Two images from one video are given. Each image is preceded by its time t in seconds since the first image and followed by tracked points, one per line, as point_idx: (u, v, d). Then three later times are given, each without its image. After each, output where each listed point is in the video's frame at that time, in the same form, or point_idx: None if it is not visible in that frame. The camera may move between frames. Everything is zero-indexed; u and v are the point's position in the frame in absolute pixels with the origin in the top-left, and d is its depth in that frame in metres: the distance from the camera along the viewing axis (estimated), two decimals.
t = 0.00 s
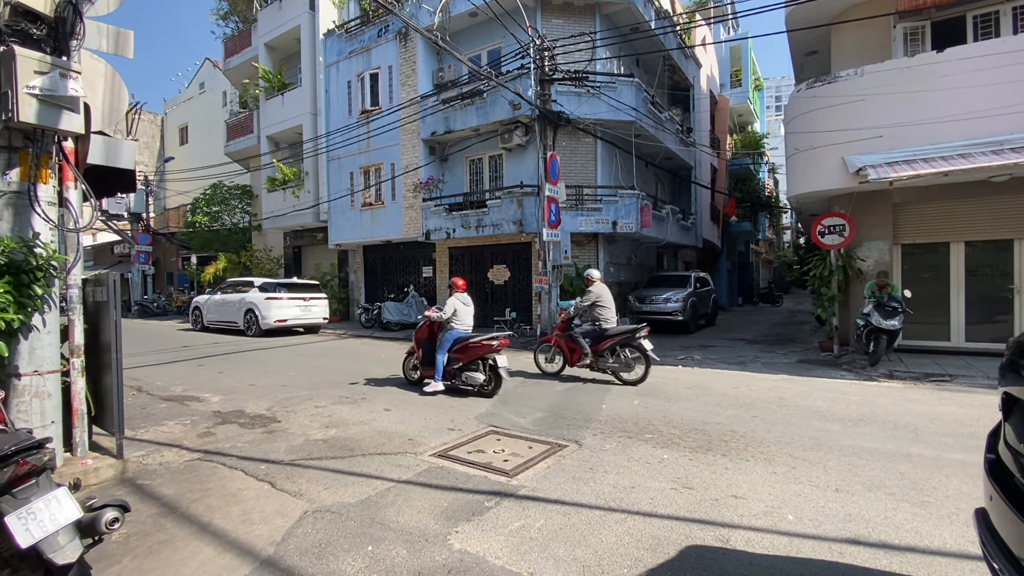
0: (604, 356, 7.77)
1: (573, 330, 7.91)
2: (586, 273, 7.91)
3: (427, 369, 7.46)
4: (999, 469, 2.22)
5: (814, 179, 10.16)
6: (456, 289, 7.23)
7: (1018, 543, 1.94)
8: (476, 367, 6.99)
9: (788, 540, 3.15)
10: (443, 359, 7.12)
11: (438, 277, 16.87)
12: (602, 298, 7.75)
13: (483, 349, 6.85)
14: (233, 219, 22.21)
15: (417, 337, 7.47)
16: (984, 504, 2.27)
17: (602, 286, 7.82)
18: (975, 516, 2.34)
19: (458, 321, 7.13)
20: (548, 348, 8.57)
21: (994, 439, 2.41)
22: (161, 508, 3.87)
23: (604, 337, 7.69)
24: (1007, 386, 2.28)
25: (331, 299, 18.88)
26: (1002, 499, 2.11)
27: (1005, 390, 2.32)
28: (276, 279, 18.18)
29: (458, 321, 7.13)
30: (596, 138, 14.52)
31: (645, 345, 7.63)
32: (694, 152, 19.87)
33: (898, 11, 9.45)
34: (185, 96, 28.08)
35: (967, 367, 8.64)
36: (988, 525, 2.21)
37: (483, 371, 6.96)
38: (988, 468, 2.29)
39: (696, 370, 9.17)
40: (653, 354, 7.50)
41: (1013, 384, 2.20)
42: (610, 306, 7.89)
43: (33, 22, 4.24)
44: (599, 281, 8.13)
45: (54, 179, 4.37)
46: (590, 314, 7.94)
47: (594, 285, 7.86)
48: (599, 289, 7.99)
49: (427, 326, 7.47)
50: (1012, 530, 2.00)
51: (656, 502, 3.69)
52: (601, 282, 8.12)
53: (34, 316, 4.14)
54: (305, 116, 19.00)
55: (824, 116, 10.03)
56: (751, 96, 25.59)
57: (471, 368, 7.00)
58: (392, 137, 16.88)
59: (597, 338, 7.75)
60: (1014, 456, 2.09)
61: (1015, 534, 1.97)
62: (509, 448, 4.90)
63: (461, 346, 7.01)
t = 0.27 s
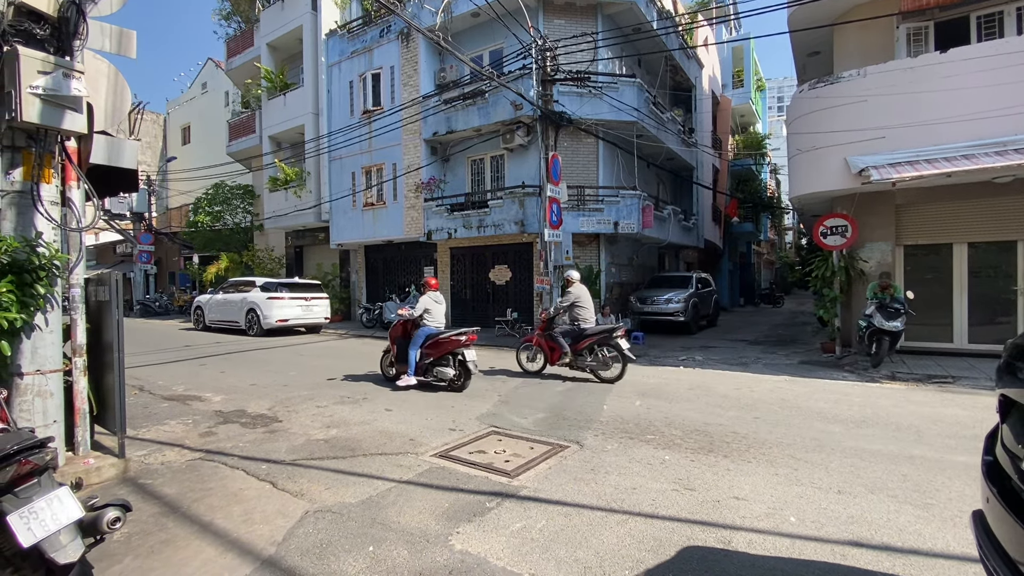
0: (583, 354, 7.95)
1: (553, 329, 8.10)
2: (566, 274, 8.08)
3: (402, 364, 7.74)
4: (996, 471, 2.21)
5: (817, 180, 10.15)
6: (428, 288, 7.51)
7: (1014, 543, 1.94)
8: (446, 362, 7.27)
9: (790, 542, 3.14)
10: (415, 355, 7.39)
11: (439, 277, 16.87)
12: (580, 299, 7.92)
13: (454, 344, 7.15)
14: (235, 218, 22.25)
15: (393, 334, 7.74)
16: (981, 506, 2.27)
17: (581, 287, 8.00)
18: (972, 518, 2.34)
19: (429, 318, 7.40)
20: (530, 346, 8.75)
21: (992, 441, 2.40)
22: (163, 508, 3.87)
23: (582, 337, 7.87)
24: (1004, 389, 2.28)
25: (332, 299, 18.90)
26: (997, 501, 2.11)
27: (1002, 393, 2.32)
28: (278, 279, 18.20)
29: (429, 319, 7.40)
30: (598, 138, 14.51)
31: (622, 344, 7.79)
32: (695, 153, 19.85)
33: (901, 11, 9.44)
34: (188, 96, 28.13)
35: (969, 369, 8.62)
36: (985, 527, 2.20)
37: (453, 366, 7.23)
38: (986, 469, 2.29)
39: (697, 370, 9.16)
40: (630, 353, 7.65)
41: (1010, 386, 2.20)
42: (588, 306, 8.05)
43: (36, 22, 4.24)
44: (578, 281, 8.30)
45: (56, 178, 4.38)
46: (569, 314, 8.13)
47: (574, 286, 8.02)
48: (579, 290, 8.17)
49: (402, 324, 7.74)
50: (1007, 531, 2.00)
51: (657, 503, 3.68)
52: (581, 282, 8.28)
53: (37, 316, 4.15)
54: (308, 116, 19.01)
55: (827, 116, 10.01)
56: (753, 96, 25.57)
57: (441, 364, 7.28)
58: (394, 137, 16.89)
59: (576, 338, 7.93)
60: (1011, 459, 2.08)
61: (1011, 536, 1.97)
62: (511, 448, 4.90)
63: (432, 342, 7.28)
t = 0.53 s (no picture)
0: (573, 354, 8.08)
1: (544, 329, 8.23)
2: (555, 275, 8.22)
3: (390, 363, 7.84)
4: (994, 472, 2.21)
5: (818, 180, 10.14)
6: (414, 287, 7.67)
7: (1012, 544, 1.94)
8: (432, 360, 7.40)
9: (790, 543, 3.14)
10: (401, 353, 7.48)
11: (440, 277, 16.87)
12: (570, 299, 8.07)
13: (440, 342, 7.27)
14: (236, 219, 22.30)
15: (381, 333, 7.86)
16: (979, 507, 2.27)
17: (571, 287, 8.15)
18: (970, 519, 2.33)
19: (416, 317, 7.54)
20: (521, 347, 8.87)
21: (990, 442, 2.40)
22: (164, 508, 3.87)
23: (572, 336, 7.99)
24: (1002, 390, 2.28)
25: (333, 299, 18.92)
26: (996, 503, 2.10)
27: (1001, 393, 2.32)
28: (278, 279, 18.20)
29: (416, 317, 7.55)
30: (599, 138, 14.51)
31: (611, 343, 7.92)
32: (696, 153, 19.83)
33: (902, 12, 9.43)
34: (189, 96, 28.16)
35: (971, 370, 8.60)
36: (983, 529, 2.20)
37: (438, 364, 7.37)
38: (984, 470, 2.28)
39: (698, 371, 9.15)
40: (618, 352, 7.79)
41: (1008, 387, 2.19)
42: (578, 306, 8.20)
43: (37, 22, 4.24)
44: (568, 282, 8.47)
45: (57, 178, 4.37)
46: (559, 314, 8.26)
47: (563, 286, 8.17)
48: (568, 291, 8.33)
49: (390, 323, 7.87)
50: (1006, 532, 2.00)
51: (658, 504, 3.68)
52: (571, 283, 8.43)
53: (38, 315, 4.15)
54: (308, 116, 19.03)
55: (828, 117, 10.01)
56: (754, 97, 25.58)
57: (427, 362, 7.41)
58: (395, 137, 16.89)
59: (566, 337, 8.06)
60: (1009, 459, 2.08)
61: (1010, 537, 1.96)
62: (511, 448, 4.89)
63: (418, 340, 7.39)
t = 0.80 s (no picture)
0: (553, 353, 8.26)
1: (525, 329, 8.40)
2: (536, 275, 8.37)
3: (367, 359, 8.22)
4: (993, 475, 2.20)
5: (820, 181, 10.13)
6: (392, 287, 8.05)
7: (1008, 546, 1.94)
8: (406, 357, 7.78)
9: (791, 545, 3.13)
10: (377, 350, 7.86)
11: (441, 277, 16.88)
12: (550, 299, 8.25)
13: (412, 340, 7.64)
14: (237, 218, 22.33)
15: (359, 330, 8.24)
16: (977, 509, 2.26)
17: (551, 288, 8.33)
18: (970, 521, 2.32)
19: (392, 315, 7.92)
20: (503, 347, 9.03)
21: (990, 444, 2.39)
22: (164, 507, 3.87)
23: (552, 335, 8.18)
24: (1000, 391, 2.27)
25: (334, 299, 18.95)
26: (993, 504, 2.10)
27: (999, 395, 2.31)
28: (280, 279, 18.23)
29: (392, 316, 7.92)
30: (600, 139, 14.49)
31: (590, 343, 8.11)
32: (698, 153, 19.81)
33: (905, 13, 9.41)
34: (191, 96, 28.21)
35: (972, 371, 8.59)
36: (981, 531, 2.19)
37: (412, 361, 7.74)
38: (983, 473, 2.27)
39: (699, 372, 9.14)
40: (596, 351, 8.00)
41: (1006, 389, 2.19)
42: (558, 306, 8.37)
43: (40, 22, 4.25)
44: (549, 283, 8.63)
45: (60, 178, 4.37)
46: (540, 314, 8.44)
47: (543, 287, 8.33)
48: (549, 291, 8.47)
49: (368, 321, 8.25)
50: (1002, 534, 2.00)
51: (659, 505, 3.67)
52: (551, 283, 8.60)
53: (39, 315, 4.15)
54: (310, 116, 19.05)
55: (830, 118, 9.99)
56: (755, 98, 25.56)
57: (401, 359, 7.79)
58: (396, 137, 16.88)
59: (546, 337, 8.24)
60: (1008, 462, 2.08)
61: (1007, 539, 1.96)
62: (512, 449, 4.89)
63: (393, 338, 7.77)
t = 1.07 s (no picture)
0: (544, 352, 8.39)
1: (516, 329, 8.49)
2: (528, 276, 8.41)
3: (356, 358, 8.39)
4: (992, 476, 2.20)
5: (820, 182, 10.13)
6: (381, 287, 8.22)
7: (1008, 548, 1.94)
8: (394, 355, 7.97)
9: (792, 546, 3.13)
10: (366, 349, 8.05)
11: (442, 278, 16.89)
12: (541, 299, 8.33)
13: (399, 339, 7.84)
14: (238, 218, 22.35)
15: (348, 330, 8.42)
16: (977, 510, 2.26)
17: (542, 288, 8.40)
18: (969, 522, 2.31)
19: (380, 315, 8.09)
20: (492, 345, 9.09)
21: (989, 445, 2.39)
22: (165, 507, 3.87)
23: (543, 336, 8.30)
24: (1000, 392, 2.27)
25: (335, 299, 18.98)
26: (992, 505, 2.10)
27: (999, 396, 2.30)
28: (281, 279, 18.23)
29: (380, 315, 8.10)
30: (601, 139, 14.49)
31: (579, 342, 8.29)
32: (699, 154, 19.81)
33: (906, 13, 9.41)
34: (191, 96, 28.22)
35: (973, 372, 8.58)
36: (981, 532, 2.18)
37: (399, 360, 7.92)
38: (982, 474, 2.27)
39: (699, 372, 9.14)
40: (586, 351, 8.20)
41: (1006, 390, 2.18)
42: (548, 306, 8.47)
43: (41, 21, 4.26)
44: (539, 282, 8.70)
45: (61, 178, 4.37)
46: (531, 314, 8.52)
47: (535, 287, 8.39)
48: (540, 291, 8.54)
49: (357, 321, 8.42)
50: (1001, 536, 1.99)
51: (660, 506, 3.67)
52: (541, 283, 8.67)
53: (40, 314, 4.15)
54: (311, 116, 19.07)
55: (831, 118, 9.99)
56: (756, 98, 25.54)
57: (389, 357, 7.98)
58: (397, 137, 16.89)
59: (537, 336, 8.35)
60: (1007, 463, 2.07)
61: (1006, 541, 1.95)
62: (512, 450, 4.88)
63: (381, 337, 7.95)
